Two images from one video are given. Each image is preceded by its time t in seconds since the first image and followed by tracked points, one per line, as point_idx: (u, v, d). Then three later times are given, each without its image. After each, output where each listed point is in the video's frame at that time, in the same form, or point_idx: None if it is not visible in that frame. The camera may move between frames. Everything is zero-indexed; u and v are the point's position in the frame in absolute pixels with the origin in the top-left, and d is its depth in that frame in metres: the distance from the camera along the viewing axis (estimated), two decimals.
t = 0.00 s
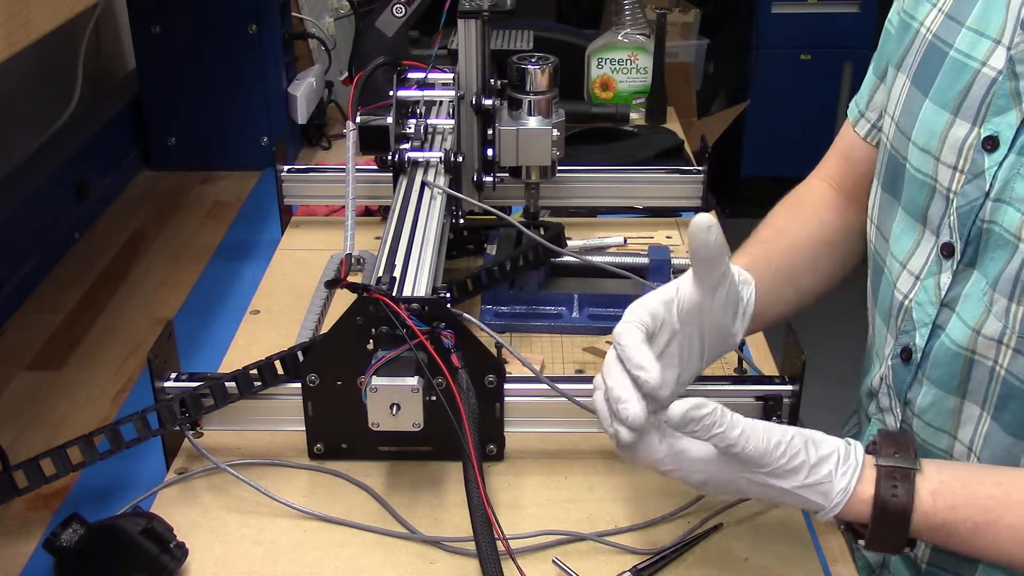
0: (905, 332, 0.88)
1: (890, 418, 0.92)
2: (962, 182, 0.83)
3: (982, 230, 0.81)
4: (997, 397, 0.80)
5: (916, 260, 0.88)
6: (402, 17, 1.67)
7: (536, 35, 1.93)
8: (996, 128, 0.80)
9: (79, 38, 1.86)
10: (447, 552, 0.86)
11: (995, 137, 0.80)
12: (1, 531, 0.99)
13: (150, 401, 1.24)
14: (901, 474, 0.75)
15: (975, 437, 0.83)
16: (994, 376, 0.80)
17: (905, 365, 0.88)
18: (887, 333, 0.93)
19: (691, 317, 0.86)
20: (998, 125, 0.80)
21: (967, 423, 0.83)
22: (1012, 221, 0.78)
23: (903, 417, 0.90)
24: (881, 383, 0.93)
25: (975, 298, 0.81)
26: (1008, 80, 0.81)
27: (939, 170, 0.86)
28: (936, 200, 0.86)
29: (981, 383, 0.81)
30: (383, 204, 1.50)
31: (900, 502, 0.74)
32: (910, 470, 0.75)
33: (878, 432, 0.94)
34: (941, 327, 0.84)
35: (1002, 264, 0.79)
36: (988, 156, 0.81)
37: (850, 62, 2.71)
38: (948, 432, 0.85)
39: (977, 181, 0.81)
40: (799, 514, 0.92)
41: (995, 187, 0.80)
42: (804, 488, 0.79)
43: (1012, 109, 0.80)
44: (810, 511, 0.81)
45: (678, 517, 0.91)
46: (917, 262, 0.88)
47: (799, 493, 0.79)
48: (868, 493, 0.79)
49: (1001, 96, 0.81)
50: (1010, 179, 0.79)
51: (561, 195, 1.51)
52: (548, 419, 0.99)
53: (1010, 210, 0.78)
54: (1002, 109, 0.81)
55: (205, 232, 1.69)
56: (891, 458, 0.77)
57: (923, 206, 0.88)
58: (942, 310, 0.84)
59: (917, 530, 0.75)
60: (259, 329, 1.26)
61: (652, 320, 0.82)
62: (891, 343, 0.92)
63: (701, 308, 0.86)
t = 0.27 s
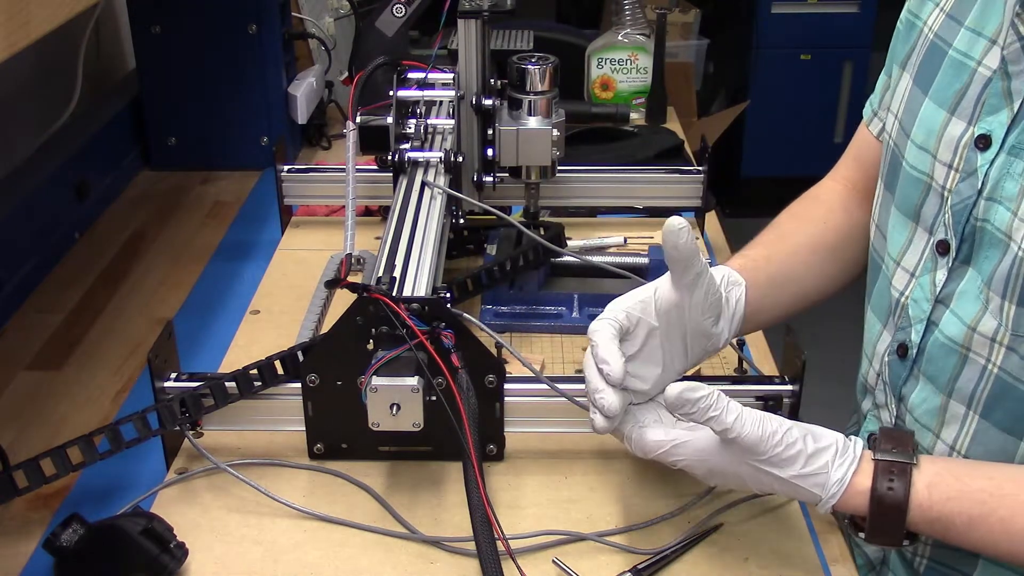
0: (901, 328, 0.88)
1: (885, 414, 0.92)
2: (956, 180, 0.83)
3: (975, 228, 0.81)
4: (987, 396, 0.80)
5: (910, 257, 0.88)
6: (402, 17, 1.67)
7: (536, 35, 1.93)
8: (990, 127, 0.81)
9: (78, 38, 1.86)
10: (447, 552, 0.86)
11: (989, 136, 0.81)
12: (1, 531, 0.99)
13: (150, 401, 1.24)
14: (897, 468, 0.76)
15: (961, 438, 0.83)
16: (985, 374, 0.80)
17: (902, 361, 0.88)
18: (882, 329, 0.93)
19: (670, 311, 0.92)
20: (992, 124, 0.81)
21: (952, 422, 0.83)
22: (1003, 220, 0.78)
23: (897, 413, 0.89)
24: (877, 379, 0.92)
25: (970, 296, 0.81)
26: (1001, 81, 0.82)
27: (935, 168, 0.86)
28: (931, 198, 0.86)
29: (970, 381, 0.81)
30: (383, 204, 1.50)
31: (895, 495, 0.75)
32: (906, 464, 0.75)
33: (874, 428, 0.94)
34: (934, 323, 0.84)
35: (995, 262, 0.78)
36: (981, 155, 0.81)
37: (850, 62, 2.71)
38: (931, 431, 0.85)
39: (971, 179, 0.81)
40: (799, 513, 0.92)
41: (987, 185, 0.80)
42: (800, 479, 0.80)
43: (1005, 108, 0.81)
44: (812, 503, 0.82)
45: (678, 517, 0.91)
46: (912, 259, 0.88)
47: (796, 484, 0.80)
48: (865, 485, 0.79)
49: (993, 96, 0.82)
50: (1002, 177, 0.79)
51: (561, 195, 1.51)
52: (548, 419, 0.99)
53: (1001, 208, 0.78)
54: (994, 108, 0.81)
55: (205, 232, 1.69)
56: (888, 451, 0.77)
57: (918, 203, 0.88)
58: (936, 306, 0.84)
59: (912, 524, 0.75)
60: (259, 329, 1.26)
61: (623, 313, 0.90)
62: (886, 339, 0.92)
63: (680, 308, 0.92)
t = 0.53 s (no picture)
0: (902, 328, 0.88)
1: (884, 414, 0.92)
2: (957, 179, 0.83)
3: (976, 227, 0.81)
4: (985, 396, 0.80)
5: (911, 257, 0.88)
6: (402, 17, 1.67)
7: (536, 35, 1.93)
8: (991, 127, 0.81)
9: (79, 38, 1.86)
10: (447, 553, 0.86)
11: (990, 135, 0.81)
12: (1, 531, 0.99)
13: (150, 401, 1.24)
14: (895, 465, 0.76)
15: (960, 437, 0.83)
16: (983, 374, 0.80)
17: (902, 361, 0.88)
18: (882, 329, 0.93)
19: (653, 293, 0.90)
20: (993, 124, 0.81)
21: (952, 422, 0.83)
22: (1004, 218, 0.78)
23: (897, 413, 0.89)
24: (877, 379, 0.93)
25: (970, 295, 0.81)
26: (1002, 80, 0.82)
27: (936, 167, 0.86)
28: (932, 198, 0.86)
29: (970, 381, 0.81)
30: (383, 204, 1.50)
31: (893, 490, 0.75)
32: (904, 460, 0.76)
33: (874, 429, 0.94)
34: (934, 323, 0.84)
35: (994, 262, 0.78)
36: (981, 155, 0.81)
37: (851, 62, 2.71)
38: (933, 431, 0.85)
39: (972, 179, 0.81)
40: (799, 513, 0.92)
41: (988, 185, 0.80)
42: (798, 469, 0.80)
43: (1005, 108, 0.81)
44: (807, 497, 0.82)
45: (678, 517, 0.91)
46: (913, 258, 0.88)
47: (793, 475, 0.80)
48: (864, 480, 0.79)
49: (994, 95, 0.82)
50: (1002, 177, 0.79)
51: (561, 195, 1.51)
52: (548, 419, 0.99)
53: (1001, 208, 0.78)
54: (995, 108, 0.81)
55: (205, 232, 1.69)
56: (887, 448, 0.77)
57: (918, 203, 0.88)
58: (937, 306, 0.84)
59: (911, 522, 0.75)
60: (259, 329, 1.26)
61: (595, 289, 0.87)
62: (887, 339, 0.92)
63: (663, 283, 0.90)
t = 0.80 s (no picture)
0: (903, 335, 0.88)
1: (885, 421, 0.92)
2: (957, 186, 0.83)
3: (977, 235, 0.81)
4: (990, 403, 0.80)
5: (911, 263, 0.89)
6: (402, 16, 1.67)
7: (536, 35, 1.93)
8: (990, 134, 0.81)
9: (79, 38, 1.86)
10: (447, 553, 0.86)
11: (989, 142, 0.81)
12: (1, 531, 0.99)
13: (150, 401, 1.24)
14: (930, 495, 0.75)
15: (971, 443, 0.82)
16: (987, 380, 0.79)
17: (903, 367, 0.88)
18: (882, 335, 0.93)
19: (614, 251, 1.00)
20: (992, 130, 0.81)
21: (958, 429, 0.83)
22: (1005, 226, 0.78)
23: (897, 420, 0.90)
24: (876, 386, 0.93)
25: (972, 303, 0.81)
26: (1000, 87, 0.81)
27: (935, 174, 0.86)
28: (931, 204, 0.86)
29: (974, 387, 0.80)
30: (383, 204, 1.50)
31: (928, 522, 0.74)
32: (938, 489, 0.75)
33: (875, 435, 0.94)
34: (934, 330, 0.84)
35: (995, 269, 0.78)
36: (982, 161, 0.81)
37: (851, 62, 2.71)
38: (938, 437, 0.85)
39: (972, 186, 0.81)
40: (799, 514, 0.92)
41: (989, 192, 0.79)
42: (833, 500, 0.79)
43: (1004, 115, 0.81)
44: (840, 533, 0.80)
45: (678, 517, 0.91)
46: (913, 265, 0.88)
47: (828, 507, 0.79)
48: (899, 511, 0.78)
49: (993, 102, 0.82)
50: (1003, 184, 0.79)
51: (561, 195, 1.51)
52: (548, 419, 0.99)
53: (1002, 215, 0.78)
54: (994, 114, 0.81)
55: (205, 232, 1.69)
56: (920, 477, 0.77)
57: (917, 210, 0.88)
58: (939, 313, 0.84)
59: (949, 552, 0.75)
60: (260, 329, 1.27)
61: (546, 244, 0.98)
62: (887, 345, 0.92)
63: (627, 246, 0.99)
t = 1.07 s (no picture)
0: (900, 336, 0.88)
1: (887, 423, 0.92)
2: (952, 188, 0.83)
3: (973, 236, 0.80)
4: (993, 403, 0.79)
5: (908, 265, 0.89)
6: (402, 16, 1.67)
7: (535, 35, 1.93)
8: (984, 135, 0.80)
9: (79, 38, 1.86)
10: (447, 553, 0.86)
11: (983, 143, 0.80)
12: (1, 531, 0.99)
13: (150, 402, 1.24)
14: (983, 465, 0.70)
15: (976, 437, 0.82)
16: (989, 382, 0.78)
17: (901, 369, 0.88)
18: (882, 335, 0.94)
19: (649, 252, 1.07)
20: (985, 132, 0.80)
21: (963, 428, 0.83)
22: (1001, 227, 0.77)
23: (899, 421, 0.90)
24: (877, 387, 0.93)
25: (970, 304, 0.80)
26: (994, 87, 0.80)
27: (930, 175, 0.86)
28: (927, 205, 0.87)
29: (976, 389, 0.80)
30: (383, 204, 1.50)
31: (980, 496, 0.69)
32: (994, 462, 0.70)
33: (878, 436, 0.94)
34: (931, 331, 0.84)
35: (993, 271, 0.78)
36: (976, 163, 0.80)
37: (851, 62, 2.71)
38: (943, 437, 0.85)
39: (967, 188, 0.81)
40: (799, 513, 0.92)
41: (984, 194, 0.79)
42: (894, 437, 0.77)
43: (998, 116, 0.80)
44: (895, 499, 0.75)
45: (679, 517, 0.91)
46: (910, 266, 0.88)
47: (887, 442, 0.77)
48: (951, 486, 0.73)
49: (986, 103, 0.81)
50: (998, 185, 0.78)
51: (561, 195, 1.51)
52: (547, 419, 0.99)
53: (998, 217, 0.77)
54: (988, 116, 0.80)
55: (205, 233, 1.69)
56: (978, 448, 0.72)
57: (914, 212, 0.88)
58: (936, 315, 0.83)
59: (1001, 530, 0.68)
60: (260, 329, 1.27)
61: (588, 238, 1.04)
62: (886, 346, 0.92)
63: (661, 248, 1.06)
